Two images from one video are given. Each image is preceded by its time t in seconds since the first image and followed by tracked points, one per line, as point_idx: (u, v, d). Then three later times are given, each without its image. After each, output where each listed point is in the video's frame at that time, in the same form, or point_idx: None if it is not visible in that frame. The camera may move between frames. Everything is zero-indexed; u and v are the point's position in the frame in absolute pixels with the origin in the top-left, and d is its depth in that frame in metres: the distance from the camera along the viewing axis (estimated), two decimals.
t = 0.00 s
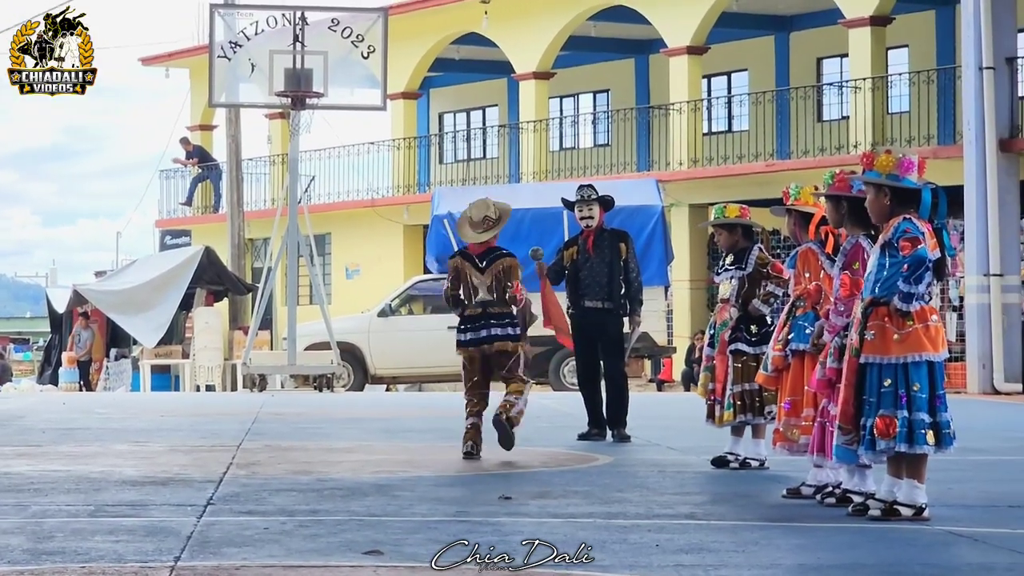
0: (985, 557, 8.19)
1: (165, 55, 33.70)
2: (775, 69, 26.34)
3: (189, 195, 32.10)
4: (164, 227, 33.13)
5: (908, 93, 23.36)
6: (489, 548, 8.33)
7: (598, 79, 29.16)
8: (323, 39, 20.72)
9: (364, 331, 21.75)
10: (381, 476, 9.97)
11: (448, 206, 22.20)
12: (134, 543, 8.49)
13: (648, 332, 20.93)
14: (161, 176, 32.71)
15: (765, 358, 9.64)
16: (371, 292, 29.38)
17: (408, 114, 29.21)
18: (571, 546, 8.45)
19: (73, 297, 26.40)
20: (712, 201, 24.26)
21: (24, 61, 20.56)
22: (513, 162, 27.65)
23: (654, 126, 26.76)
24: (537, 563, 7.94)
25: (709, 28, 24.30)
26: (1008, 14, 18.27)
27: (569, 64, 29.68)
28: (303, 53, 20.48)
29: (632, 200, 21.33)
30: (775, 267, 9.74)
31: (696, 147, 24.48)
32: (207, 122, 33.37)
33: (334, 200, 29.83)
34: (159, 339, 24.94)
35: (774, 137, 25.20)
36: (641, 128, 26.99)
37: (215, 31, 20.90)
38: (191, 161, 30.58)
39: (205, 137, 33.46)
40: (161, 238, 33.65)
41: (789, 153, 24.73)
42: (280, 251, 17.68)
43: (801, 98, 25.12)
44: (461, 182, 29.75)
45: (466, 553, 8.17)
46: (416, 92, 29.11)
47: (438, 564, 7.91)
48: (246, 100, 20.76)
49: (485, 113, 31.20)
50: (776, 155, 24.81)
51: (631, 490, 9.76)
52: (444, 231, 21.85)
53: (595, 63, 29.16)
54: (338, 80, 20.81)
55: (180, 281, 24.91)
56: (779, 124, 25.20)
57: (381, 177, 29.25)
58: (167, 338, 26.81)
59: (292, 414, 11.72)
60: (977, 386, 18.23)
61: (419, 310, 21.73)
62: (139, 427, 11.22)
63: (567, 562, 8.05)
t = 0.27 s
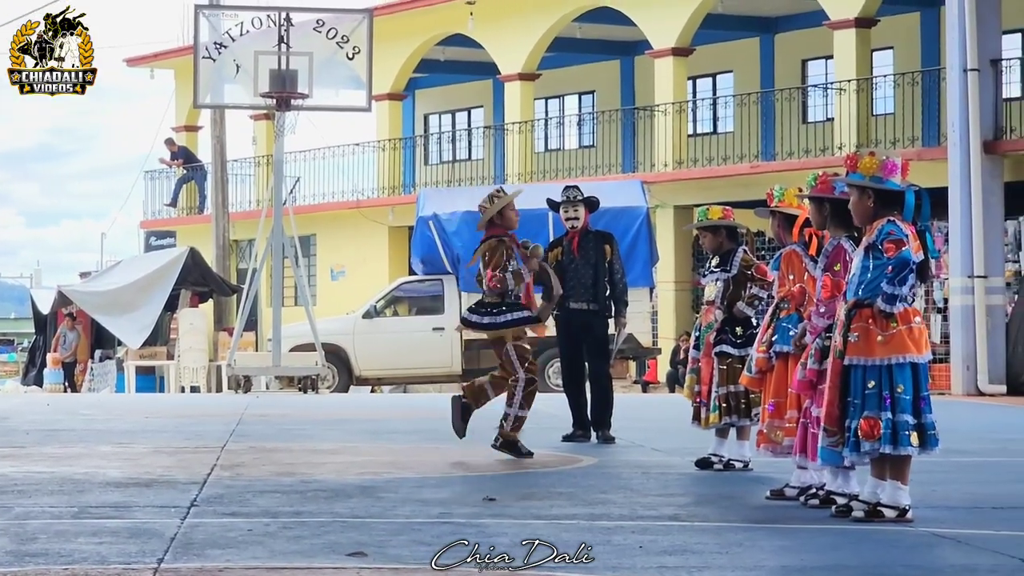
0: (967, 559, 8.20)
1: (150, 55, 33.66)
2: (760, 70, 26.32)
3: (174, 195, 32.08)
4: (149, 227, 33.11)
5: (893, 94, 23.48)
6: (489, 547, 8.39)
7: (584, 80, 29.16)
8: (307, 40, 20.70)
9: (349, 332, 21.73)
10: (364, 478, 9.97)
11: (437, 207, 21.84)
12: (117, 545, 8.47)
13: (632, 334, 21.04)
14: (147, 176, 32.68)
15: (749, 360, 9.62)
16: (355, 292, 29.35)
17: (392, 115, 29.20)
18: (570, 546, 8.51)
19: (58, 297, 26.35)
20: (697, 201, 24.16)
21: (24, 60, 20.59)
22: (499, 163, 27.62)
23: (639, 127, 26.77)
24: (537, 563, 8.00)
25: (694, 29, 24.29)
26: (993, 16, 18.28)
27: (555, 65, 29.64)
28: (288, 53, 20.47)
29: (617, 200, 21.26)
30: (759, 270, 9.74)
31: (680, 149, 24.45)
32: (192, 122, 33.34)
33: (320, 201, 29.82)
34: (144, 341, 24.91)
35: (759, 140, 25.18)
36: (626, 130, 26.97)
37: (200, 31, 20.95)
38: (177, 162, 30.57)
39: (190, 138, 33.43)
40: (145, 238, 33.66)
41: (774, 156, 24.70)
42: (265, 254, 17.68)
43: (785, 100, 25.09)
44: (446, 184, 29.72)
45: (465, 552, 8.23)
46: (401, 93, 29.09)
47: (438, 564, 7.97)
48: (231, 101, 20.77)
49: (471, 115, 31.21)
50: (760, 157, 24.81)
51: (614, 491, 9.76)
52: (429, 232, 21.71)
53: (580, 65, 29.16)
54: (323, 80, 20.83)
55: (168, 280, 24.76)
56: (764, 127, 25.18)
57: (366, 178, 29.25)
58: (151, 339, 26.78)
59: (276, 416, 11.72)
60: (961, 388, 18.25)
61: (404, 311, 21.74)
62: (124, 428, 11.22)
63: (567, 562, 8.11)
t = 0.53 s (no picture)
0: (946, 559, 8.21)
1: (132, 55, 33.60)
2: (742, 71, 26.28)
3: (155, 195, 32.03)
4: (130, 227, 33.04)
5: (875, 96, 23.43)
6: (489, 548, 8.40)
7: (567, 80, 29.09)
8: (289, 41, 20.72)
9: (331, 333, 21.61)
10: (345, 478, 9.97)
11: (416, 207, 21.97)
12: (97, 545, 8.45)
13: (614, 334, 21.18)
14: (128, 176, 32.62)
15: (729, 360, 9.62)
16: (337, 293, 29.31)
17: (374, 115, 29.18)
18: (570, 546, 8.53)
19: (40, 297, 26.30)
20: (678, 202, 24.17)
21: (24, 61, 20.69)
22: (480, 163, 27.60)
23: (622, 128, 26.74)
24: (537, 564, 8.01)
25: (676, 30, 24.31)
26: (973, 16, 18.31)
27: (537, 65, 29.55)
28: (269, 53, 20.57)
29: (597, 201, 21.27)
30: (739, 272, 9.75)
31: (663, 149, 24.43)
32: (174, 122, 33.27)
33: (303, 201, 29.62)
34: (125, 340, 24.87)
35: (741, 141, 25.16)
36: (609, 130, 27.00)
37: (182, 31, 21.00)
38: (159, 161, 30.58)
39: (172, 138, 33.34)
40: (126, 238, 33.59)
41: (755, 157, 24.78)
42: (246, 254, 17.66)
43: (767, 101, 25.09)
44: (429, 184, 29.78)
45: (465, 553, 8.23)
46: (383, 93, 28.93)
47: (438, 564, 7.98)
48: (213, 100, 20.77)
49: (453, 115, 31.12)
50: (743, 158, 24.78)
51: (595, 492, 9.76)
52: (411, 233, 21.79)
53: (562, 65, 29.12)
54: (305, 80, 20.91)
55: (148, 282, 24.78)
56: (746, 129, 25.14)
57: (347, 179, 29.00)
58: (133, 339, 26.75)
59: (257, 416, 11.71)
60: (943, 389, 18.27)
61: (386, 311, 21.69)
62: (104, 428, 11.20)
63: (567, 562, 8.12)
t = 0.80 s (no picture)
0: (923, 560, 8.20)
1: (111, 53, 33.54)
2: (721, 72, 26.22)
3: (134, 195, 31.97)
4: (109, 226, 32.94)
5: (854, 98, 23.41)
6: (490, 548, 8.40)
7: (547, 81, 29.00)
8: (269, 40, 20.78)
9: (310, 333, 21.45)
10: (323, 477, 9.96)
11: (398, 206, 21.75)
12: (73, 544, 8.42)
13: (592, 334, 21.05)
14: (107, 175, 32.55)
15: (707, 360, 9.67)
16: (315, 292, 29.19)
17: (353, 115, 29.16)
18: (571, 546, 8.52)
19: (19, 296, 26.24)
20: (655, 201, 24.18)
21: (23, 61, 20.97)
22: (460, 163, 27.55)
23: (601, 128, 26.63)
24: (538, 563, 8.02)
25: (656, 30, 24.30)
26: (951, 17, 18.35)
27: (517, 65, 29.46)
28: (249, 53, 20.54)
29: (577, 201, 21.25)
30: (716, 274, 9.78)
31: (642, 150, 24.45)
32: (154, 121, 33.21)
33: (281, 200, 29.59)
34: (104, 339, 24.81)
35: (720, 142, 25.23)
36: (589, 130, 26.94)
37: (161, 30, 20.92)
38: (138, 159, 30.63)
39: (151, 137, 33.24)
40: (105, 237, 33.50)
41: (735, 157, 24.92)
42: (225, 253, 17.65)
43: (747, 102, 25.10)
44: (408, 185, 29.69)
45: (467, 553, 8.22)
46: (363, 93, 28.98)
47: (439, 564, 7.96)
48: (192, 100, 20.69)
49: (433, 115, 31.03)
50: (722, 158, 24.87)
51: (573, 492, 9.76)
52: (390, 233, 21.67)
53: (540, 65, 29.04)
54: (284, 79, 20.95)
55: (126, 279, 24.53)
56: (726, 130, 25.20)
57: (327, 178, 29.12)
58: (112, 338, 26.69)
59: (235, 416, 11.70)
60: (921, 390, 18.28)
61: (365, 311, 21.51)
62: (82, 427, 11.18)
63: (567, 562, 8.12)
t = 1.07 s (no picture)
0: (898, 559, 8.21)
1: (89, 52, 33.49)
2: (699, 73, 26.20)
3: (112, 194, 31.93)
4: (87, 225, 32.88)
5: (832, 98, 23.37)
6: (488, 548, 8.35)
7: (524, 81, 29.03)
8: (246, 38, 20.80)
9: (288, 331, 21.36)
10: (299, 476, 9.95)
11: (375, 206, 21.68)
12: (49, 543, 8.39)
13: (570, 333, 21.13)
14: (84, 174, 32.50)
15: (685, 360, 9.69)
16: (293, 291, 29.07)
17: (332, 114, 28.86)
18: (570, 547, 8.49)
19: None
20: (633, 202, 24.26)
21: (24, 60, 22.06)
22: (437, 163, 27.49)
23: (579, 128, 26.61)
24: (537, 563, 7.98)
25: (634, 30, 24.23)
26: (930, 19, 18.40)
27: (496, 65, 29.41)
28: (227, 51, 20.53)
29: (555, 200, 21.25)
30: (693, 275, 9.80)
31: (620, 149, 24.35)
32: (132, 119, 33.15)
33: (258, 200, 29.41)
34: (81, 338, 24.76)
35: (698, 142, 25.29)
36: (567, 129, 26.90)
37: (139, 27, 21.01)
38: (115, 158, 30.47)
39: (129, 135, 33.16)
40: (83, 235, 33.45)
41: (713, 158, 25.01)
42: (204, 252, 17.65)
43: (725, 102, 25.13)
44: (387, 184, 29.74)
45: (466, 553, 8.19)
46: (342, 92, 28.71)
47: (438, 564, 7.92)
48: (170, 98, 20.74)
49: (411, 114, 30.99)
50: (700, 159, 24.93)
51: (550, 491, 9.76)
52: (368, 232, 21.55)
53: (518, 65, 29.04)
54: (263, 78, 20.89)
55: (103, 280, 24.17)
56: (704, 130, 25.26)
57: (305, 179, 28.85)
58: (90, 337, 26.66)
59: (212, 414, 11.69)
60: (898, 390, 18.38)
61: (343, 310, 21.44)
62: (58, 426, 11.17)
63: (567, 562, 8.09)
